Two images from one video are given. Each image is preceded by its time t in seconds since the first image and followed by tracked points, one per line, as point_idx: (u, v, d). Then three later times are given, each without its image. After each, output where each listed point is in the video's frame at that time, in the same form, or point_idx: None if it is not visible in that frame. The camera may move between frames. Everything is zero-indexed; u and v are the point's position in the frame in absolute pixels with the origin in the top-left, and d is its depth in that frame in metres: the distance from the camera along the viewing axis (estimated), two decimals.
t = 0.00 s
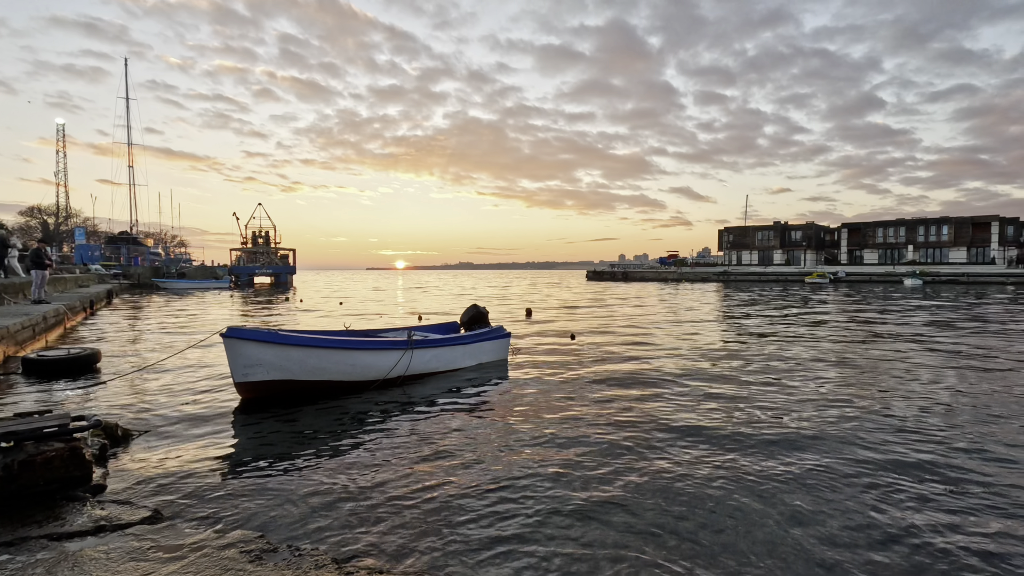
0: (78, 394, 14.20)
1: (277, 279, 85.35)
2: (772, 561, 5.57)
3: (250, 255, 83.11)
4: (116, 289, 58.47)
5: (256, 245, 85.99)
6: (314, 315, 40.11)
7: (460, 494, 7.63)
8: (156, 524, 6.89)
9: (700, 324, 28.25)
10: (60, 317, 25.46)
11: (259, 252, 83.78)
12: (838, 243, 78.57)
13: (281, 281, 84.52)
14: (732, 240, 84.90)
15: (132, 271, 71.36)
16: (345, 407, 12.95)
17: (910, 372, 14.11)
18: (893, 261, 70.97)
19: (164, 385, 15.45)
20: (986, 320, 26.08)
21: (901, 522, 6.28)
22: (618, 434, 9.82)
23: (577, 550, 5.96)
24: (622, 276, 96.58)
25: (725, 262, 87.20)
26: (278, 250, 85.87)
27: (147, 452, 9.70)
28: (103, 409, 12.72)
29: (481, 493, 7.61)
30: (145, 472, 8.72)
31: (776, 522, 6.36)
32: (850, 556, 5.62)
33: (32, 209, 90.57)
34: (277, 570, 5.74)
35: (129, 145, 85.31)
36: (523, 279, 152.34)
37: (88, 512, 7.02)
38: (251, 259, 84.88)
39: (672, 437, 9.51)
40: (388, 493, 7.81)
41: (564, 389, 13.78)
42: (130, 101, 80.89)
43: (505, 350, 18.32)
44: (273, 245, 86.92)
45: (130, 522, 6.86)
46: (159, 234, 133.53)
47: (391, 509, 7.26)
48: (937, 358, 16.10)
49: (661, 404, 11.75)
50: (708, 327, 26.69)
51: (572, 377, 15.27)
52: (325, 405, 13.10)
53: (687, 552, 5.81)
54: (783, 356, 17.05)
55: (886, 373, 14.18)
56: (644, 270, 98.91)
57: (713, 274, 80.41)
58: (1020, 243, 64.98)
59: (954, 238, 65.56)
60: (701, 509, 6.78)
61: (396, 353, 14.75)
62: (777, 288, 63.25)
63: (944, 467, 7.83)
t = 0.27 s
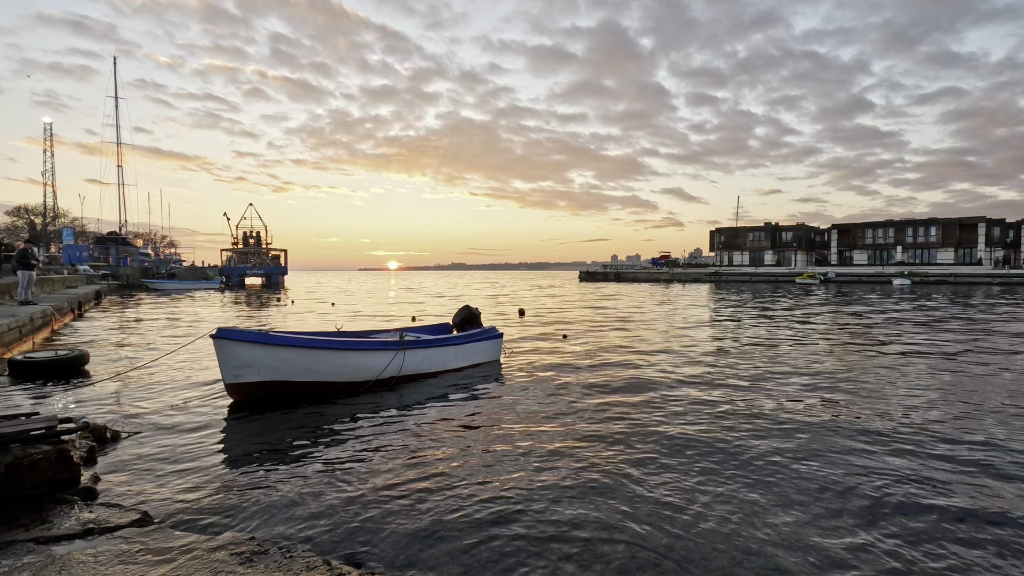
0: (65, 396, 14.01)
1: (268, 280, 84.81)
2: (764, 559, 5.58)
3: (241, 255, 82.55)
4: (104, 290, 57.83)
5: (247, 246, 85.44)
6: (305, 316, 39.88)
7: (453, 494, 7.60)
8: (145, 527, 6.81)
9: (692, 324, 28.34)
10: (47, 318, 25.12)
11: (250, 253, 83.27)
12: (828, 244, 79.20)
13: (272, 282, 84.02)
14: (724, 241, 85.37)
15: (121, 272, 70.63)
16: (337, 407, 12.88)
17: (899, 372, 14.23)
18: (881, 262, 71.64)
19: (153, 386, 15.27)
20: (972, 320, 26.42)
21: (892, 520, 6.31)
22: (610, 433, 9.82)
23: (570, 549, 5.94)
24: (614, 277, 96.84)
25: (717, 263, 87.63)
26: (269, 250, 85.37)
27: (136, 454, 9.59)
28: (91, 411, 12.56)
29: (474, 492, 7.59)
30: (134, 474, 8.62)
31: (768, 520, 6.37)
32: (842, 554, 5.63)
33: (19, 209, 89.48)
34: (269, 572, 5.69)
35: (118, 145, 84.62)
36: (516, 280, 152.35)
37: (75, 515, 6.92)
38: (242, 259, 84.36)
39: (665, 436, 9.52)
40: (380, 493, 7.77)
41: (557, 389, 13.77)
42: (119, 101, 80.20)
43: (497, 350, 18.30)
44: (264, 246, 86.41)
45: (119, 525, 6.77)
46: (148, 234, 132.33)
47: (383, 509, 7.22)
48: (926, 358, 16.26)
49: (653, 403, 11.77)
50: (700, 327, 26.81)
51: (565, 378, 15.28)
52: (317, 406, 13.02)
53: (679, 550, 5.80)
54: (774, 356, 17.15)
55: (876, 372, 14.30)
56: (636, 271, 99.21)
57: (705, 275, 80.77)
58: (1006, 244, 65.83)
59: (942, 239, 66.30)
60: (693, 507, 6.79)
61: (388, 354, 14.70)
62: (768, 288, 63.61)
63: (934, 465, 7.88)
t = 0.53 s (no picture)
0: (53, 398, 13.84)
1: (260, 281, 84.30)
2: (757, 557, 5.59)
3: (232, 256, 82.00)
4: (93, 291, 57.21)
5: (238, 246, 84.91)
6: (296, 317, 39.66)
7: (445, 494, 7.58)
8: (135, 530, 6.74)
9: (684, 325, 28.44)
10: (34, 319, 24.83)
11: (241, 253, 82.76)
12: (818, 245, 79.81)
13: (263, 282, 83.54)
14: (716, 242, 85.81)
15: (111, 272, 69.96)
16: (329, 408, 12.82)
17: (889, 372, 14.35)
18: (871, 262, 72.29)
19: (143, 388, 15.13)
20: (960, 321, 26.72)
21: (883, 518, 6.35)
22: (603, 433, 9.82)
23: (563, 549, 5.94)
24: (606, 278, 97.10)
25: (708, 264, 88.09)
26: (260, 251, 84.87)
27: (125, 456, 9.49)
28: (79, 413, 12.42)
29: (467, 493, 7.58)
30: (123, 476, 8.53)
31: (760, 519, 6.39)
32: (834, 552, 5.65)
33: (5, 209, 88.42)
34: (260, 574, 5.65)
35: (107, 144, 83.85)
36: (509, 280, 152.32)
37: (63, 518, 6.84)
38: (233, 260, 83.83)
39: (657, 436, 9.54)
40: (372, 494, 7.74)
41: (549, 389, 13.77)
42: (108, 100, 79.50)
43: (489, 351, 18.27)
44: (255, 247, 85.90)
45: (108, 527, 6.70)
46: (138, 234, 131.17)
47: (376, 510, 7.19)
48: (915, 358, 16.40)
49: (646, 404, 11.79)
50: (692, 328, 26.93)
51: (557, 379, 15.28)
52: (309, 407, 12.95)
53: (672, 549, 5.81)
54: (765, 356, 17.24)
55: (866, 372, 14.40)
56: (628, 271, 99.50)
57: (697, 276, 81.16)
58: (993, 245, 66.64)
59: (930, 240, 67.00)
60: (686, 506, 6.80)
61: (381, 355, 14.64)
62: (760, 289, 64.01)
63: (924, 463, 7.93)
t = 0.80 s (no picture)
0: (40, 400, 13.65)
1: (251, 281, 83.79)
2: (749, 558, 5.61)
3: (223, 256, 81.68)
4: (81, 292, 56.59)
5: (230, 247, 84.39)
6: (288, 319, 39.42)
7: (439, 495, 7.56)
8: (123, 532, 6.67)
9: (676, 326, 28.54)
10: (21, 320, 24.50)
11: (232, 254, 82.23)
12: (809, 246, 80.38)
13: (254, 283, 83.04)
14: (708, 243, 86.23)
15: (99, 273, 69.24)
16: (321, 410, 12.75)
17: (879, 373, 14.43)
18: (861, 263, 72.87)
19: (132, 390, 14.96)
20: (948, 321, 26.98)
21: (875, 518, 6.38)
22: (596, 434, 9.83)
23: (556, 550, 5.93)
24: (599, 279, 97.32)
25: (701, 265, 88.46)
26: (252, 252, 84.45)
27: (114, 458, 9.38)
28: (66, 415, 12.26)
29: (460, 494, 7.56)
30: (111, 479, 8.42)
31: (753, 519, 6.41)
32: (827, 553, 5.67)
33: None
34: None
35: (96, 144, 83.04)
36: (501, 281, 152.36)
37: (50, 521, 6.74)
38: (224, 260, 83.29)
39: (650, 437, 9.55)
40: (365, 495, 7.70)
41: (543, 390, 13.76)
42: (97, 100, 78.61)
43: (482, 351, 18.24)
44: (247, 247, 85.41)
45: (96, 530, 6.61)
46: (127, 235, 130.03)
47: (368, 511, 7.15)
48: (904, 358, 16.53)
49: (638, 404, 11.80)
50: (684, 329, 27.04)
51: (549, 379, 15.27)
52: (301, 408, 12.88)
53: (665, 549, 5.82)
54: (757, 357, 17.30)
55: (856, 373, 14.48)
56: (621, 272, 99.76)
57: (689, 277, 81.49)
58: (981, 246, 67.40)
59: (919, 241, 67.67)
60: (678, 506, 6.81)
61: (372, 356, 14.57)
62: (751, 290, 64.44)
63: (915, 463, 7.99)
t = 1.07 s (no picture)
0: (28, 402, 13.47)
1: (243, 282, 83.26)
2: (744, 559, 5.60)
3: (215, 256, 81.18)
4: (70, 292, 56.01)
5: (221, 247, 83.80)
6: (280, 319, 39.20)
7: (433, 497, 7.51)
8: (114, 535, 6.59)
9: (669, 326, 28.62)
10: (8, 322, 24.18)
11: (224, 254, 81.70)
12: (801, 246, 80.89)
13: (246, 284, 82.55)
14: (700, 243, 86.57)
15: (88, 274, 68.50)
16: (314, 412, 12.68)
17: (870, 373, 14.54)
18: (852, 264, 73.43)
19: (122, 392, 14.80)
20: (938, 322, 27.22)
21: (869, 519, 6.39)
22: (590, 435, 9.81)
23: (551, 551, 5.90)
24: (593, 280, 97.50)
25: (693, 265, 88.81)
26: (244, 252, 83.92)
27: (104, 460, 9.28)
28: (55, 417, 12.10)
29: (454, 495, 7.52)
30: (101, 481, 8.32)
31: (748, 520, 6.40)
32: (822, 554, 5.67)
33: None
34: None
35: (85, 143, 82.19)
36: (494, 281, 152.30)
37: (39, 524, 6.66)
38: (215, 261, 82.72)
39: (644, 437, 9.54)
40: (358, 496, 7.65)
41: (536, 391, 13.73)
42: (86, 98, 77.79)
43: (475, 352, 18.21)
44: (239, 247, 84.86)
45: (86, 533, 6.53)
46: (117, 235, 128.86)
47: (361, 512, 7.10)
48: (894, 358, 16.67)
49: (631, 404, 11.82)
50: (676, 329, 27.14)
51: (543, 380, 15.27)
52: (293, 410, 12.79)
53: (660, 551, 5.80)
54: (749, 358, 17.38)
55: (847, 373, 14.58)
56: (614, 273, 99.98)
57: (682, 277, 81.80)
58: (969, 247, 68.10)
59: (909, 242, 68.27)
60: (673, 507, 6.80)
61: (365, 357, 14.51)
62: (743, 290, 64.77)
63: (908, 463, 8.02)
